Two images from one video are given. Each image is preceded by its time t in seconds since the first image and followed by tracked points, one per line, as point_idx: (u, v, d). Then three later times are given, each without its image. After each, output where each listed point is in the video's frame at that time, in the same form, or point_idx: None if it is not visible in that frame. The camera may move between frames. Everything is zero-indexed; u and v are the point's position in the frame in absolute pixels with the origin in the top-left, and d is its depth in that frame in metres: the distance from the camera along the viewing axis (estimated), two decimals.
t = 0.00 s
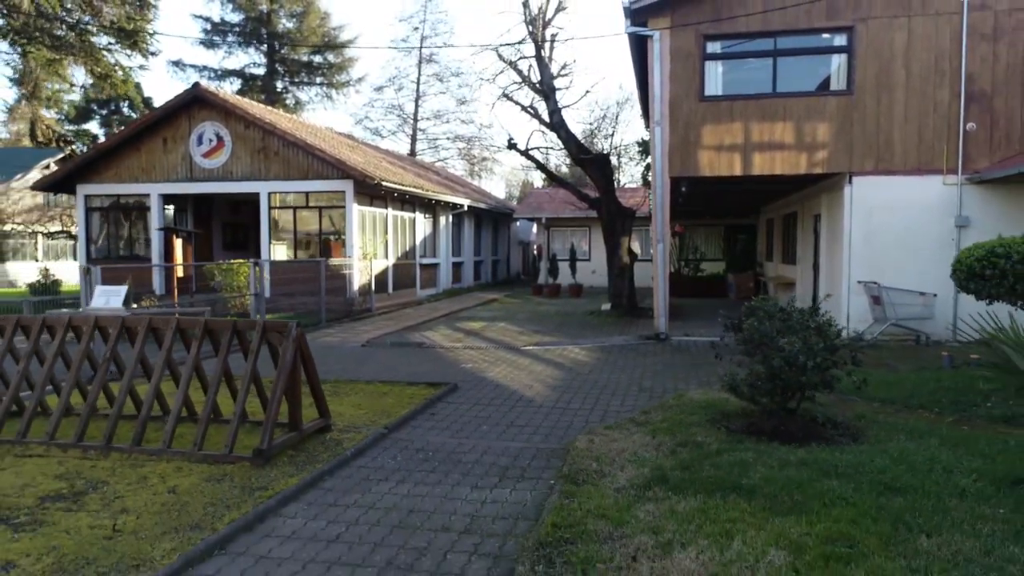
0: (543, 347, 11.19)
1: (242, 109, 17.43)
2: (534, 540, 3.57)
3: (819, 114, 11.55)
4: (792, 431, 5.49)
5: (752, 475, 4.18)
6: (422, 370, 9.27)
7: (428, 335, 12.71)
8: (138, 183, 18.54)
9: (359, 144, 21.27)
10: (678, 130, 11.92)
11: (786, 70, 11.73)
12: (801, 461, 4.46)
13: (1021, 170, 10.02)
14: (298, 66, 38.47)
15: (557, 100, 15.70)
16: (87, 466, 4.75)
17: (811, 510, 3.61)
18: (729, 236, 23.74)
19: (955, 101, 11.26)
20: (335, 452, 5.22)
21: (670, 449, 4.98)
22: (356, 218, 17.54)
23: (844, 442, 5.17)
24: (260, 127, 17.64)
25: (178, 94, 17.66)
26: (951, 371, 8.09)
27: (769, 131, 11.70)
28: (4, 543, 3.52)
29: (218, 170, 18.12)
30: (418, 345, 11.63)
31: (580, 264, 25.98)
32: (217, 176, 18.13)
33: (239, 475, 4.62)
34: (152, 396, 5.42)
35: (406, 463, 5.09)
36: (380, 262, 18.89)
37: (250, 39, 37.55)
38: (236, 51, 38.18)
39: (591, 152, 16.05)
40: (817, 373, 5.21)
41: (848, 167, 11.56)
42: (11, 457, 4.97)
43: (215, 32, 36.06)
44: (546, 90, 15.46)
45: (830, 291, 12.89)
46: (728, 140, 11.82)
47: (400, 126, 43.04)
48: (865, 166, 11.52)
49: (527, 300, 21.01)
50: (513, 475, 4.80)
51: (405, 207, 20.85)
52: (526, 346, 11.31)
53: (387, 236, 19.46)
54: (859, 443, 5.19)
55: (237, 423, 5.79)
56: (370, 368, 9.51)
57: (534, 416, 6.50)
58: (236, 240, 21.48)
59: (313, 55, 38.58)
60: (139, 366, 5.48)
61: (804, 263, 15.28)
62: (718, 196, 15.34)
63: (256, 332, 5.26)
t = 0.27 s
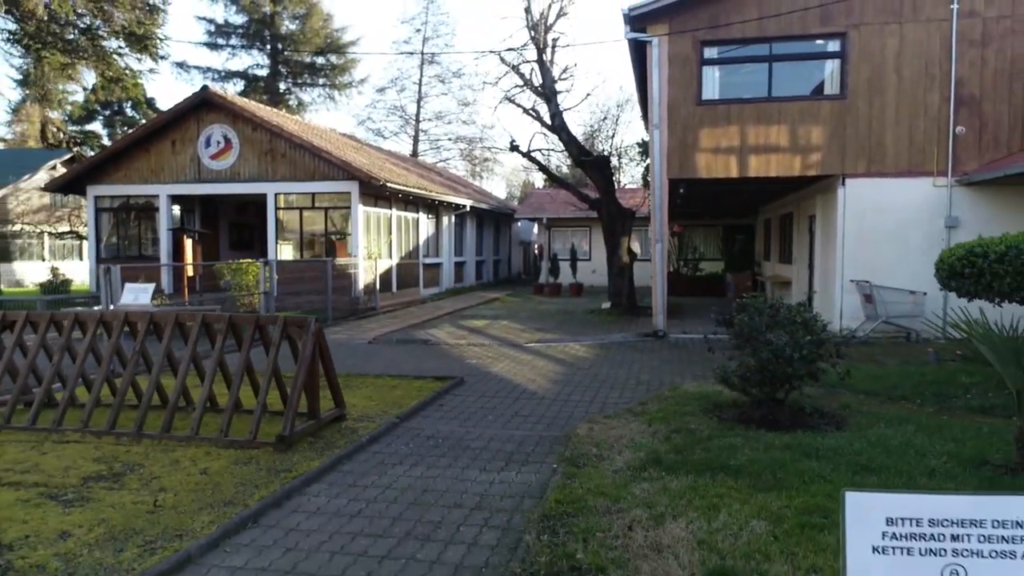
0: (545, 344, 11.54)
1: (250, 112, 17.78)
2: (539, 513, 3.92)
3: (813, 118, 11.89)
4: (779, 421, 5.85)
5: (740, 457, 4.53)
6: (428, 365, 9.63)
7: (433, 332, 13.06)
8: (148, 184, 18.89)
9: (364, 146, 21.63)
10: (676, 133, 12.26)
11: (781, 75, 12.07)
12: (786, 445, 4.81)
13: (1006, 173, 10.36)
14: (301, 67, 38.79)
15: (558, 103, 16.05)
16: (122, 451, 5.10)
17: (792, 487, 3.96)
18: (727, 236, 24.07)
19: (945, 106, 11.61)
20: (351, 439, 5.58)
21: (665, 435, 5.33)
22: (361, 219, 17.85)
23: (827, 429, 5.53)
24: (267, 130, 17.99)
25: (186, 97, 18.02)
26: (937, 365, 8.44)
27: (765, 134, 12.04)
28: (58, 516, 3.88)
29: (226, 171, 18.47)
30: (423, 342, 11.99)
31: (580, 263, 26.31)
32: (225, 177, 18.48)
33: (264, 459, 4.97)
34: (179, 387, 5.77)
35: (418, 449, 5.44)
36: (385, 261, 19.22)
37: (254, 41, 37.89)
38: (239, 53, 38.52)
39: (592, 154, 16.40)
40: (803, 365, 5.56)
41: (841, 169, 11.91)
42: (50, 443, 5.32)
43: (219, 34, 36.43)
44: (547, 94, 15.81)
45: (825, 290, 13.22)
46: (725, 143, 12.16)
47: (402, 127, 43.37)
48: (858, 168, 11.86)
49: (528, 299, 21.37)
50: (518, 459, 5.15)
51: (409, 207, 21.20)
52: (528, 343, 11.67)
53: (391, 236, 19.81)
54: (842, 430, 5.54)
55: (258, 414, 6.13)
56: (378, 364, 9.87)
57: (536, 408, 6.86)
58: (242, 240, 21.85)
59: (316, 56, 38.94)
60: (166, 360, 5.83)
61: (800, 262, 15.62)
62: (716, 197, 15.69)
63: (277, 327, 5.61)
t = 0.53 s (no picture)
0: (547, 340, 11.91)
1: (257, 114, 18.15)
2: (544, 490, 4.30)
3: (806, 122, 12.27)
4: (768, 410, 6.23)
5: (729, 441, 4.91)
6: (435, 360, 10.00)
7: (437, 330, 13.42)
8: (157, 185, 19.26)
9: (368, 148, 22.00)
10: (673, 136, 12.63)
11: (775, 80, 12.44)
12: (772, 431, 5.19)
13: (992, 175, 10.74)
14: (304, 69, 39.02)
15: (559, 106, 16.42)
16: (155, 437, 5.48)
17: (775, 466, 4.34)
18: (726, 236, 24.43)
19: (933, 110, 11.99)
20: (367, 426, 5.96)
21: (660, 423, 5.71)
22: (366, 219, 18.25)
23: (812, 417, 5.91)
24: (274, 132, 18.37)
25: (195, 100, 18.39)
26: (922, 360, 8.82)
27: (759, 137, 12.42)
28: (106, 492, 4.27)
29: (234, 173, 18.84)
30: (428, 339, 12.36)
31: (581, 263, 26.68)
32: (233, 179, 18.85)
33: (287, 443, 5.36)
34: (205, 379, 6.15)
35: (430, 436, 5.82)
36: (389, 261, 19.60)
37: (257, 43, 38.17)
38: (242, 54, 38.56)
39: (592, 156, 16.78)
40: (789, 358, 5.94)
41: (833, 171, 12.28)
42: (86, 430, 5.70)
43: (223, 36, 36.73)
44: (549, 97, 16.19)
45: (818, 289, 13.60)
46: (721, 146, 12.54)
47: (404, 128, 43.72)
48: (850, 171, 12.24)
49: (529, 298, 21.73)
50: (523, 445, 5.53)
51: (412, 208, 21.59)
52: (531, 340, 12.03)
53: (395, 236, 20.19)
54: (826, 418, 5.92)
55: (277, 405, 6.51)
56: (386, 359, 10.25)
57: (539, 399, 7.23)
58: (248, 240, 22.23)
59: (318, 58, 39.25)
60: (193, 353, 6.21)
61: (796, 262, 16.00)
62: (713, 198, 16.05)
63: (297, 322, 5.98)
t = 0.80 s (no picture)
0: (548, 337, 12.32)
1: (264, 118, 18.56)
2: (547, 469, 4.72)
3: (799, 126, 12.68)
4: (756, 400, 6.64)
5: (718, 427, 5.32)
6: (441, 356, 10.41)
7: (442, 328, 13.82)
8: (166, 186, 19.68)
9: (372, 149, 22.42)
10: (671, 140, 13.05)
11: (769, 85, 12.85)
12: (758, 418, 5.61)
13: (976, 178, 11.16)
14: (307, 70, 39.27)
15: (559, 109, 16.83)
16: (186, 424, 5.90)
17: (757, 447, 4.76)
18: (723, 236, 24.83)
19: (922, 115, 12.40)
20: (381, 415, 6.37)
21: (655, 411, 6.12)
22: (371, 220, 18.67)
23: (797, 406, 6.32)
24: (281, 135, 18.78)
25: (204, 104, 18.81)
26: (907, 355, 9.24)
27: (754, 141, 12.83)
28: (149, 471, 4.68)
29: (242, 174, 19.26)
30: (434, 336, 12.76)
31: (581, 263, 27.09)
32: (241, 180, 19.27)
33: (309, 429, 5.78)
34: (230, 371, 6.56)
35: (440, 423, 6.24)
36: (393, 261, 20.02)
37: (260, 45, 38.49)
38: (245, 56, 38.92)
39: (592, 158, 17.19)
40: (776, 351, 6.35)
41: (825, 174, 12.70)
42: (120, 418, 6.11)
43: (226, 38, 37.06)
44: (549, 101, 16.61)
45: (811, 287, 14.02)
46: (717, 149, 12.95)
47: (405, 129, 44.12)
48: (841, 173, 12.66)
49: (530, 297, 22.13)
50: (528, 431, 5.95)
51: (416, 209, 22.00)
52: (533, 337, 12.44)
53: (399, 236, 20.62)
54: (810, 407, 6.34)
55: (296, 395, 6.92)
56: (393, 355, 10.65)
57: (542, 391, 7.65)
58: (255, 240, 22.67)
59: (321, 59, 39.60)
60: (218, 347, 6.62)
61: (790, 261, 16.42)
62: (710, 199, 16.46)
63: (316, 318, 6.39)
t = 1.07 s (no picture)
0: (549, 335, 12.74)
1: (271, 120, 19.00)
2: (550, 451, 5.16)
3: (792, 130, 13.12)
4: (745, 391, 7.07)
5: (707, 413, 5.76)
6: (446, 351, 10.84)
7: (446, 325, 14.23)
8: (175, 188, 20.10)
9: (376, 151, 22.85)
10: (668, 144, 13.48)
11: (763, 90, 13.29)
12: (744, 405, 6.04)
13: (961, 181, 11.60)
14: (310, 71, 39.57)
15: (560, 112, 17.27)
16: (213, 412, 6.33)
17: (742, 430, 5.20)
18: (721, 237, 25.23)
19: (910, 119, 12.84)
20: (394, 404, 6.81)
21: (650, 400, 6.56)
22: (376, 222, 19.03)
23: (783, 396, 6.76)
24: (288, 137, 19.21)
25: (213, 107, 19.25)
26: (892, 351, 9.66)
27: (748, 144, 13.27)
28: (187, 451, 5.13)
29: (249, 176, 19.69)
30: (438, 333, 13.18)
31: (581, 262, 27.48)
32: (248, 182, 19.70)
33: (328, 417, 6.21)
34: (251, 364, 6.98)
35: (449, 412, 6.68)
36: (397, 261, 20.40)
37: (264, 47, 38.88)
38: (249, 59, 39.62)
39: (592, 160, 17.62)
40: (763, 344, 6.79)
41: (817, 176, 13.14)
42: (151, 407, 6.55)
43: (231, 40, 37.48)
44: (550, 104, 17.05)
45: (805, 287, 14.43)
46: (712, 153, 13.39)
47: (407, 130, 44.52)
48: (832, 176, 13.09)
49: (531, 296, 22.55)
50: (531, 419, 6.38)
51: (419, 210, 22.43)
52: (534, 334, 12.85)
53: (403, 237, 21.03)
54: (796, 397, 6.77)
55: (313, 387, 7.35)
56: (400, 351, 11.07)
57: (544, 384, 8.07)
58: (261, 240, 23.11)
59: (324, 61, 40.01)
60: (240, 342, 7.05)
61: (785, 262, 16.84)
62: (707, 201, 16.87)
63: (332, 314, 6.83)
